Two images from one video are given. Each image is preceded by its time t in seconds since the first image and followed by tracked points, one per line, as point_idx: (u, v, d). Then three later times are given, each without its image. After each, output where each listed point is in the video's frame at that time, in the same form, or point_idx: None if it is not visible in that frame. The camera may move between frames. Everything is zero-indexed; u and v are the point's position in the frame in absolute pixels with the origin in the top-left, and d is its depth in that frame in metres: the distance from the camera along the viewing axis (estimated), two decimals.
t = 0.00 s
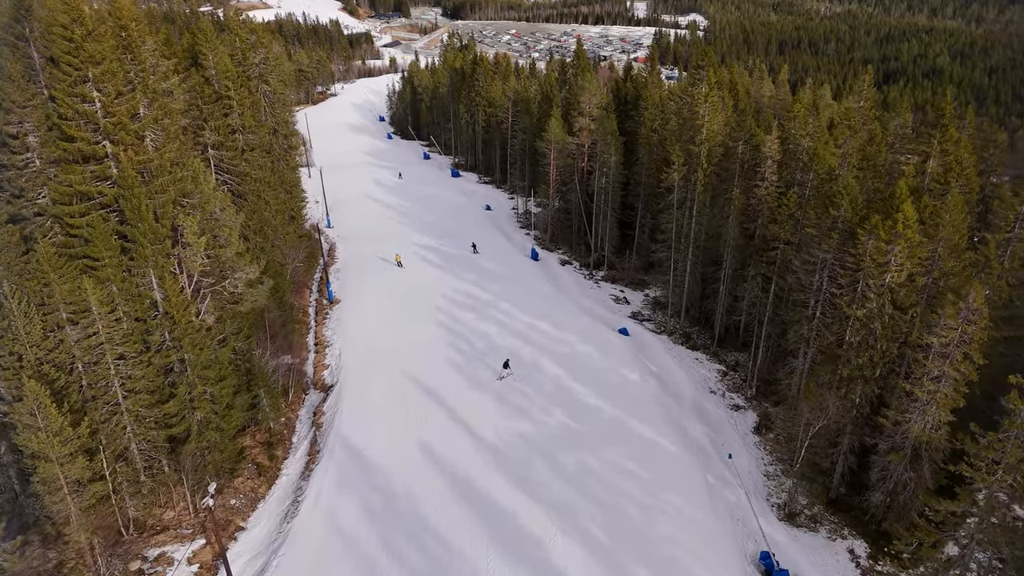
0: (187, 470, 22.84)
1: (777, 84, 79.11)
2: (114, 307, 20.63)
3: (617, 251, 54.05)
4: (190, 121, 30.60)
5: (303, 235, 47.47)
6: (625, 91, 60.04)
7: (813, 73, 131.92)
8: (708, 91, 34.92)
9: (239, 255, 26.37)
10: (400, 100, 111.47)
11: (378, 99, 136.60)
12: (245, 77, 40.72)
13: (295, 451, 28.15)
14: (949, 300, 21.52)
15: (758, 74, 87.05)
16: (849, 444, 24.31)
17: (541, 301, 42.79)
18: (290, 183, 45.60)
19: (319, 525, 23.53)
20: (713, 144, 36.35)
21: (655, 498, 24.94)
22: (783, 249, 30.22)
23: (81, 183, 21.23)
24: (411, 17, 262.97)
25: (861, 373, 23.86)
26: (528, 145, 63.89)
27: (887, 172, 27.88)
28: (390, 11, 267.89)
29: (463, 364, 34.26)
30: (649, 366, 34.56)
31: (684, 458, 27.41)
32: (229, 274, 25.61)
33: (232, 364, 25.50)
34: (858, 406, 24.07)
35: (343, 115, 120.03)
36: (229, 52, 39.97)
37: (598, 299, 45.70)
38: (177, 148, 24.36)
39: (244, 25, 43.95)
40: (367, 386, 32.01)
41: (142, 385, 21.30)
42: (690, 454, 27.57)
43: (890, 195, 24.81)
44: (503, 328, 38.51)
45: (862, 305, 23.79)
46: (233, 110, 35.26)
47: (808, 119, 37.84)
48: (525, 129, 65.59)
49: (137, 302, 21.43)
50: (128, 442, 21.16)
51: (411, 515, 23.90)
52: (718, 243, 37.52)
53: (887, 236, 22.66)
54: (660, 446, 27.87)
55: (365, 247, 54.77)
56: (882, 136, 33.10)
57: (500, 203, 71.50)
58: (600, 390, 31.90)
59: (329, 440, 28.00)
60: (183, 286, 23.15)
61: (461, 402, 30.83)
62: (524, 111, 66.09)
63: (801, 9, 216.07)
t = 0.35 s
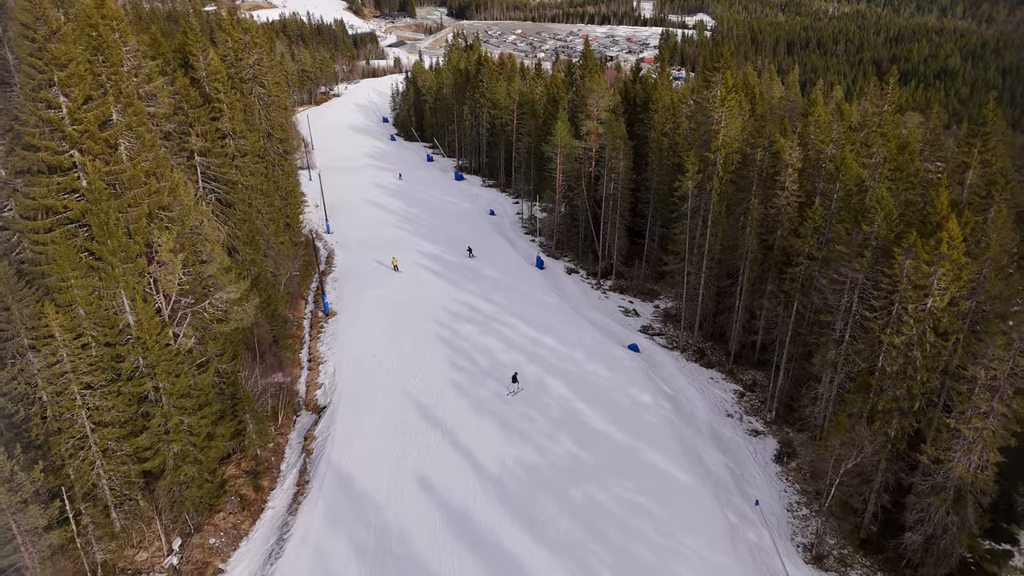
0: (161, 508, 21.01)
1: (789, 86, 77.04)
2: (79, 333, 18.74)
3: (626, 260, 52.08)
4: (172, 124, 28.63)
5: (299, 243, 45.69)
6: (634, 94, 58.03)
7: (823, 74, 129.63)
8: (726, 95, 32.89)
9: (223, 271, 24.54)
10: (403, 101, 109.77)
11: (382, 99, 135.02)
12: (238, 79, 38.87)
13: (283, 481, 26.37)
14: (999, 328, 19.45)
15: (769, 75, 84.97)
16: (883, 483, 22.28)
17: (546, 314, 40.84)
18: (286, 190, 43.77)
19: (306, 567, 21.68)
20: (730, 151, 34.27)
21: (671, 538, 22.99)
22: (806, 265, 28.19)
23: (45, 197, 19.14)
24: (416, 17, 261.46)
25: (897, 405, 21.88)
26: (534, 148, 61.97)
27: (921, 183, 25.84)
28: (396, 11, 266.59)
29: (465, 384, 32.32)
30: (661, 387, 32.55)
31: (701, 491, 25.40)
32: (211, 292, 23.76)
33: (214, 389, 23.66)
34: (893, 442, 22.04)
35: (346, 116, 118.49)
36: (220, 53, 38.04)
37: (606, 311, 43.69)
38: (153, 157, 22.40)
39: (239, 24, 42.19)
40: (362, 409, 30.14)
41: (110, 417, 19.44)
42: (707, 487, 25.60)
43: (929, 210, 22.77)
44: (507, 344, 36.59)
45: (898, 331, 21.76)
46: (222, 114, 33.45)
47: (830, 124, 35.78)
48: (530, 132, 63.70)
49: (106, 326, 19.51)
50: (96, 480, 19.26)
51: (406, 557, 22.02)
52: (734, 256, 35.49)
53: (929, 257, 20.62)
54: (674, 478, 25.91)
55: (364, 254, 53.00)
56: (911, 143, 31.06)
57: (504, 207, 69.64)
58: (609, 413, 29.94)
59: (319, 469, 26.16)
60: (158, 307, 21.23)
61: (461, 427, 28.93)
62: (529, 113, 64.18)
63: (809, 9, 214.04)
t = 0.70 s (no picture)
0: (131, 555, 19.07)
1: (802, 88, 74.95)
2: (36, 363, 16.81)
3: (635, 269, 50.07)
4: (155, 130, 26.89)
5: (295, 252, 43.90)
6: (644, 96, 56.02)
7: (835, 75, 127.35)
8: (745, 99, 30.90)
9: (203, 291, 22.69)
10: (407, 102, 108.13)
11: (386, 100, 133.30)
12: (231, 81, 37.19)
13: (269, 515, 24.51)
14: None
15: (781, 76, 82.86)
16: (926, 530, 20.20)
17: (552, 329, 38.89)
18: (281, 197, 42.03)
19: None
20: (749, 158, 32.25)
21: None
22: (835, 283, 26.11)
23: None
24: (422, 17, 259.98)
25: (942, 444, 19.78)
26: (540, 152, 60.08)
27: (963, 197, 23.74)
28: (402, 11, 265.30)
29: (466, 405, 30.40)
30: (675, 411, 30.53)
31: (720, 530, 23.45)
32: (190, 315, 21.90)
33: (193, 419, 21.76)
34: (938, 485, 19.92)
35: (350, 117, 117.00)
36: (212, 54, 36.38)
37: (615, 324, 41.68)
38: (125, 167, 20.55)
39: (233, 24, 40.34)
40: (356, 433, 28.28)
41: (72, 456, 17.54)
42: (727, 525, 23.62)
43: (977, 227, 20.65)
44: (510, 360, 34.67)
45: (945, 364, 19.66)
46: (212, 118, 31.73)
47: (855, 131, 33.73)
48: (536, 135, 61.79)
49: (68, 356, 17.54)
50: (59, 524, 17.32)
51: None
52: (753, 270, 33.45)
53: (982, 282, 18.49)
54: (691, 514, 23.96)
55: (364, 262, 51.18)
56: (946, 153, 28.92)
57: (509, 212, 67.79)
58: (619, 439, 27.98)
59: (308, 502, 24.30)
60: (129, 331, 19.27)
61: (461, 454, 27.02)
62: (535, 116, 62.32)
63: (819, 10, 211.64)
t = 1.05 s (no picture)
0: None
1: (815, 89, 72.91)
2: None
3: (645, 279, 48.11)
4: (135, 136, 25.11)
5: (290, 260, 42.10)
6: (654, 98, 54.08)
7: (845, 76, 125.00)
8: (767, 104, 28.84)
9: (180, 313, 20.83)
10: (411, 103, 106.48)
11: (390, 100, 131.88)
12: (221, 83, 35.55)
13: (253, 554, 22.61)
14: None
15: (793, 77, 80.89)
16: None
17: (559, 344, 36.93)
18: (277, 204, 40.36)
19: None
20: (770, 167, 30.13)
21: None
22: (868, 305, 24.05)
23: None
24: (428, 16, 258.32)
25: (996, 492, 17.68)
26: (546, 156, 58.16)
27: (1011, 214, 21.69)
28: (408, 11, 264.32)
29: (467, 430, 28.49)
30: (692, 438, 28.50)
31: None
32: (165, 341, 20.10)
33: (167, 453, 19.93)
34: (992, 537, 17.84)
35: (353, 118, 115.41)
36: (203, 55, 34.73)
37: (625, 339, 39.66)
38: (91, 178, 18.61)
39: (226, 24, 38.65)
40: (349, 462, 26.39)
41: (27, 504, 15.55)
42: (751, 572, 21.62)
43: None
44: (514, 379, 32.73)
45: (1001, 404, 17.59)
46: (200, 123, 29.97)
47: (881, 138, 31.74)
48: (542, 138, 59.94)
49: (20, 394, 15.58)
50: None
51: None
52: (773, 286, 31.41)
53: None
54: (711, 558, 21.98)
55: (363, 270, 49.39)
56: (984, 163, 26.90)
57: (514, 217, 65.94)
58: (631, 470, 26.01)
59: (295, 541, 22.41)
60: (94, 361, 17.41)
61: (461, 486, 25.11)
62: (542, 119, 60.41)
63: (829, 10, 209.11)
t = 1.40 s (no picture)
0: None
1: (830, 91, 70.75)
2: None
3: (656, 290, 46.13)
4: (113, 143, 23.36)
5: (286, 270, 40.36)
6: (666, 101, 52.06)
7: (857, 77, 122.75)
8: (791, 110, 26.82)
9: (152, 339, 19.11)
10: (416, 104, 104.78)
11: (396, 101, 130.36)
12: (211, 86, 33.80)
13: None
14: None
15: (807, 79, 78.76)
16: None
17: (566, 361, 34.98)
18: (271, 212, 38.62)
19: None
20: (794, 177, 28.08)
21: None
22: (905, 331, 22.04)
23: None
24: (435, 16, 257.14)
25: None
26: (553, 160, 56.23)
27: None
28: (415, 11, 263.30)
29: (468, 459, 26.61)
30: (709, 468, 26.50)
31: None
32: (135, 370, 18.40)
33: (137, 492, 18.23)
34: None
35: (357, 119, 113.83)
36: (193, 56, 33.02)
37: (636, 355, 37.67)
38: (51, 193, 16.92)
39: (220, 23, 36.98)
40: (340, 495, 24.56)
41: None
42: None
43: None
44: (518, 400, 30.84)
45: None
46: (186, 128, 28.24)
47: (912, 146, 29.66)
48: (549, 142, 58.04)
49: None
50: None
51: None
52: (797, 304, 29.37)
53: None
54: None
55: (362, 279, 47.61)
56: None
57: (520, 223, 64.08)
58: (644, 505, 24.08)
59: None
60: (50, 397, 15.70)
61: (460, 522, 23.27)
62: (549, 122, 58.46)
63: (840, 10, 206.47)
